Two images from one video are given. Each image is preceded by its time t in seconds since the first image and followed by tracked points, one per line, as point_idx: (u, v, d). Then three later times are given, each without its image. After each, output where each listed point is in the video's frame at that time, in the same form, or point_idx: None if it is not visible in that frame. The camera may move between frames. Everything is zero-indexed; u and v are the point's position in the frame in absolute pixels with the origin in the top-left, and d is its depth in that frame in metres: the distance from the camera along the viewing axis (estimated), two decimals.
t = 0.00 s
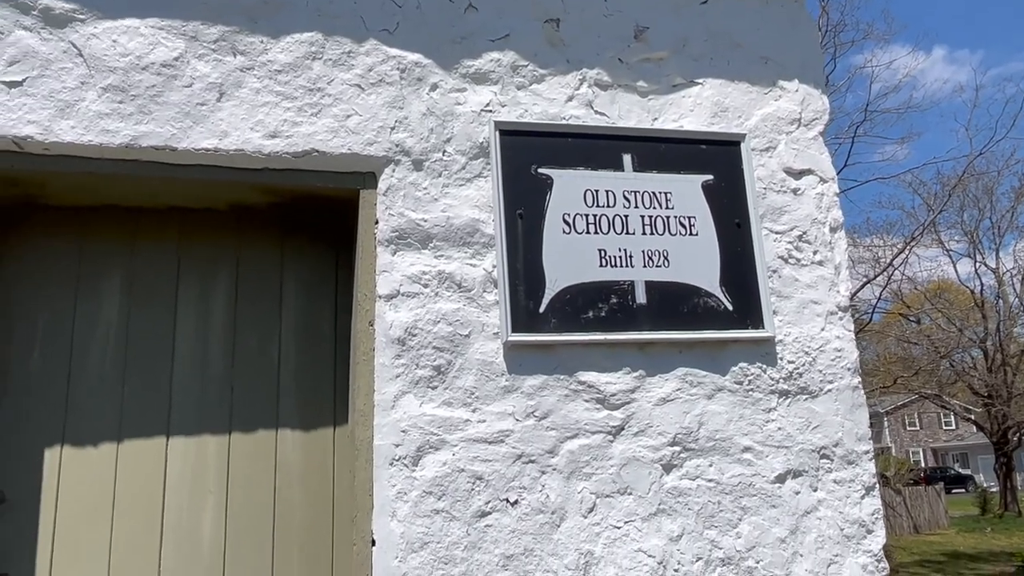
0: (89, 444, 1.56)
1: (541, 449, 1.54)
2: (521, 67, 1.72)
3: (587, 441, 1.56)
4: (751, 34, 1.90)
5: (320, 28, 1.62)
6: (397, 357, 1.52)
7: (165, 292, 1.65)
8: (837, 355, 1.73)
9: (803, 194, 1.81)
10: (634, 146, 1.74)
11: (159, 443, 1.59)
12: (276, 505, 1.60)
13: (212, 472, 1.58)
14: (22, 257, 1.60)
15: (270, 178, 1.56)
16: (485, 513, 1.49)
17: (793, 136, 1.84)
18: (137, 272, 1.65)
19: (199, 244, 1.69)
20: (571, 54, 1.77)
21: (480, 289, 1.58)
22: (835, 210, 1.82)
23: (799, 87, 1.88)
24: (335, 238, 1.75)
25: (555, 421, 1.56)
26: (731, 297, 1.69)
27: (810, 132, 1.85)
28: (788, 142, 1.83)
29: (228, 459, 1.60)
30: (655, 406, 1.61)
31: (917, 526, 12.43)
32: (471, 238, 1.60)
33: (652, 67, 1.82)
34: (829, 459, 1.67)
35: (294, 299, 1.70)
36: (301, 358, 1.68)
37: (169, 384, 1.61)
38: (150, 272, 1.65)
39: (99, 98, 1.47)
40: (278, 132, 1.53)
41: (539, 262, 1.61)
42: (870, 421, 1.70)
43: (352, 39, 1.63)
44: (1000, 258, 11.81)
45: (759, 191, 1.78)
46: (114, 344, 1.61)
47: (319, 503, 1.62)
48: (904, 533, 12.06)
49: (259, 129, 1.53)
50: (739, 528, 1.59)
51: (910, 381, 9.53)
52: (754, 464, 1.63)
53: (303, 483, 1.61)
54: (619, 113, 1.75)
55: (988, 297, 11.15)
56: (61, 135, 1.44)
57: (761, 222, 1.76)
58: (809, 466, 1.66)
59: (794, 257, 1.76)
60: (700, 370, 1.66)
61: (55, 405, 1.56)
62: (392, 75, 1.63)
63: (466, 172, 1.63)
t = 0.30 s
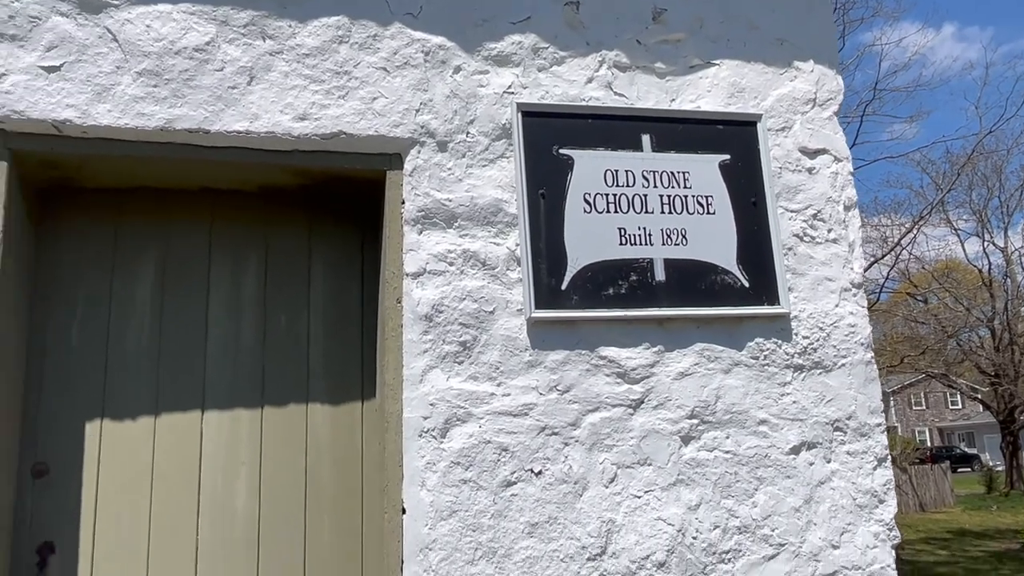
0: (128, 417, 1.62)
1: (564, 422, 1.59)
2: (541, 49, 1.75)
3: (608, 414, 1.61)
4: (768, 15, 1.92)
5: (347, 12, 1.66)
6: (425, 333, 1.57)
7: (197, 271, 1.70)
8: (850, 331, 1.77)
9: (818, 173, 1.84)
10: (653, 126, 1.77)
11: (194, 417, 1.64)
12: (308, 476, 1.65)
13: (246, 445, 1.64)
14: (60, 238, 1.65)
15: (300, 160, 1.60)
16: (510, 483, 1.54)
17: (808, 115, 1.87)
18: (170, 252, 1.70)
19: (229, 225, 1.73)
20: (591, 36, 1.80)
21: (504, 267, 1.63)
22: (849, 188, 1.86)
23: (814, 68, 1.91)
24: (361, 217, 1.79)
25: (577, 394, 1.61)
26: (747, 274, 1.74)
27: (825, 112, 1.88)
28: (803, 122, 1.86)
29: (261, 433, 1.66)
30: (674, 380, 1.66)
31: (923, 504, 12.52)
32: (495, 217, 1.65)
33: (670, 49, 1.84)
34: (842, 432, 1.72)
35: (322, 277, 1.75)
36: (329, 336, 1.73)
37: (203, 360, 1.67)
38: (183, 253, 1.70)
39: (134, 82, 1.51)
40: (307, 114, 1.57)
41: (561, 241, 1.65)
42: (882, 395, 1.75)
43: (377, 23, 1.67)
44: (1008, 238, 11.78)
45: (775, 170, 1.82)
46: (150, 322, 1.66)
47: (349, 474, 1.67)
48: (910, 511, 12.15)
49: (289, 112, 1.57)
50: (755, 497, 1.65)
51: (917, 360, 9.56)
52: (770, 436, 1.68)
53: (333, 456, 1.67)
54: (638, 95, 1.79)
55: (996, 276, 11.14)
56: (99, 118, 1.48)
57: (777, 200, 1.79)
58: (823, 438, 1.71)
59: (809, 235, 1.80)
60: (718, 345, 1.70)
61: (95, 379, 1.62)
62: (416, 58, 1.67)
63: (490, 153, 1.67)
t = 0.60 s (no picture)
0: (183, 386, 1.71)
1: (598, 389, 1.67)
2: (574, 30, 1.80)
3: (640, 381, 1.69)
4: None
5: None
6: (465, 305, 1.64)
7: (245, 247, 1.77)
8: (874, 302, 1.83)
9: (843, 148, 1.89)
10: (683, 104, 1.82)
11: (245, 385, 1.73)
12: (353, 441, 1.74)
13: (294, 412, 1.72)
14: (116, 215, 1.73)
15: (344, 139, 1.67)
16: (548, 447, 1.62)
17: (833, 92, 1.91)
18: (219, 228, 1.77)
19: (274, 202, 1.80)
20: (621, 16, 1.84)
21: (539, 241, 1.70)
22: (873, 163, 1.90)
23: (839, 45, 1.95)
24: (399, 193, 1.86)
25: (610, 363, 1.68)
26: (774, 247, 1.79)
27: (850, 89, 1.92)
28: (829, 99, 1.91)
29: (308, 402, 1.74)
30: (703, 349, 1.73)
31: (937, 478, 12.57)
32: (530, 193, 1.71)
33: (698, 28, 1.89)
34: (865, 399, 1.79)
35: (363, 252, 1.82)
36: (372, 309, 1.80)
37: (252, 331, 1.75)
38: (231, 229, 1.78)
39: (187, 65, 1.58)
40: (350, 95, 1.64)
41: (594, 215, 1.71)
42: (904, 363, 1.81)
43: (416, 5, 1.72)
44: None
45: (801, 146, 1.87)
46: (202, 296, 1.74)
47: (392, 439, 1.75)
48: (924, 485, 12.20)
49: (333, 93, 1.63)
50: (781, 461, 1.72)
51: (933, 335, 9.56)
52: (795, 403, 1.75)
53: (377, 424, 1.75)
54: (668, 73, 1.83)
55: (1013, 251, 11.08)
56: (155, 100, 1.56)
57: (803, 175, 1.85)
58: (846, 405, 1.77)
59: (834, 209, 1.85)
60: (745, 316, 1.77)
61: (151, 350, 1.70)
62: (454, 39, 1.72)
63: (525, 131, 1.73)
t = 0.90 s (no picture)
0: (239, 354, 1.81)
1: (633, 356, 1.74)
2: (608, 8, 1.86)
3: (672, 349, 1.76)
4: None
5: None
6: (506, 276, 1.72)
7: (295, 222, 1.86)
8: (900, 271, 1.88)
9: (871, 122, 1.93)
10: (714, 80, 1.87)
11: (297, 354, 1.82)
12: (399, 406, 1.83)
13: (344, 378, 1.82)
14: (173, 194, 1.83)
15: (388, 119, 1.74)
16: (585, 410, 1.71)
17: (862, 66, 1.95)
18: (270, 205, 1.86)
19: (321, 179, 1.89)
20: None
21: (576, 215, 1.77)
22: (901, 136, 1.94)
23: (868, 20, 1.98)
24: (439, 170, 1.94)
25: (643, 331, 1.76)
26: (802, 219, 1.85)
27: (879, 63, 1.96)
28: (857, 73, 1.95)
29: (356, 370, 1.83)
30: (733, 318, 1.80)
31: (962, 449, 12.56)
32: (567, 168, 1.78)
33: (730, 5, 1.93)
34: (890, 365, 1.85)
35: (406, 226, 1.91)
36: (414, 281, 1.89)
37: (303, 302, 1.84)
38: (281, 206, 1.87)
39: (240, 49, 1.66)
40: (394, 76, 1.71)
41: (628, 190, 1.78)
42: (929, 331, 1.87)
43: None
44: None
45: (830, 120, 1.91)
46: (255, 269, 1.84)
47: (436, 404, 1.84)
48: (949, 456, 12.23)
49: (378, 74, 1.71)
50: (808, 425, 1.79)
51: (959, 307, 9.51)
52: (822, 369, 1.82)
53: (421, 390, 1.84)
54: (699, 50, 1.88)
55: None
56: (211, 83, 1.64)
57: (831, 149, 1.89)
58: (872, 371, 1.84)
59: (862, 181, 1.90)
60: (774, 286, 1.83)
61: (208, 320, 1.80)
62: (492, 20, 1.78)
63: (561, 109, 1.80)
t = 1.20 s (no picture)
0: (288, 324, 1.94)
1: (656, 324, 1.85)
2: None
3: (695, 317, 1.86)
4: None
5: None
6: (536, 249, 1.83)
7: (337, 200, 1.99)
8: (916, 243, 1.95)
9: (890, 98, 1.99)
10: (736, 59, 1.94)
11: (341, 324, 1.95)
12: (437, 372, 1.95)
13: (385, 347, 1.94)
14: (225, 176, 1.96)
15: (425, 101, 1.85)
16: (611, 374, 1.82)
17: (882, 44, 2.00)
18: (314, 184, 1.99)
19: (361, 160, 2.01)
20: None
21: (603, 190, 1.86)
22: (920, 111, 2.00)
23: None
24: (472, 150, 2.04)
25: (667, 300, 1.86)
26: (821, 193, 1.93)
27: (899, 40, 2.01)
28: (878, 50, 2.00)
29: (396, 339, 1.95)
30: (753, 288, 1.89)
31: (998, 424, 12.46)
32: (594, 146, 1.87)
33: None
34: (906, 332, 1.93)
35: (441, 203, 2.02)
36: (450, 260, 2.00)
37: (346, 275, 1.96)
38: (325, 185, 1.99)
39: (287, 38, 1.78)
40: (431, 60, 1.81)
41: (653, 166, 1.87)
42: (944, 300, 1.94)
43: None
44: None
45: (850, 96, 1.97)
46: (301, 245, 1.96)
47: (471, 370, 1.96)
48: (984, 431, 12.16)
49: (416, 59, 1.81)
50: (825, 389, 1.88)
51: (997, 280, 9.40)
52: (839, 336, 1.90)
53: (456, 362, 1.96)
54: (723, 30, 1.95)
55: None
56: (260, 70, 1.76)
57: (851, 124, 1.96)
58: (888, 339, 1.92)
59: (881, 155, 1.97)
60: (792, 258, 1.91)
61: (259, 293, 1.94)
62: (523, 5, 1.87)
63: (589, 89, 1.89)
